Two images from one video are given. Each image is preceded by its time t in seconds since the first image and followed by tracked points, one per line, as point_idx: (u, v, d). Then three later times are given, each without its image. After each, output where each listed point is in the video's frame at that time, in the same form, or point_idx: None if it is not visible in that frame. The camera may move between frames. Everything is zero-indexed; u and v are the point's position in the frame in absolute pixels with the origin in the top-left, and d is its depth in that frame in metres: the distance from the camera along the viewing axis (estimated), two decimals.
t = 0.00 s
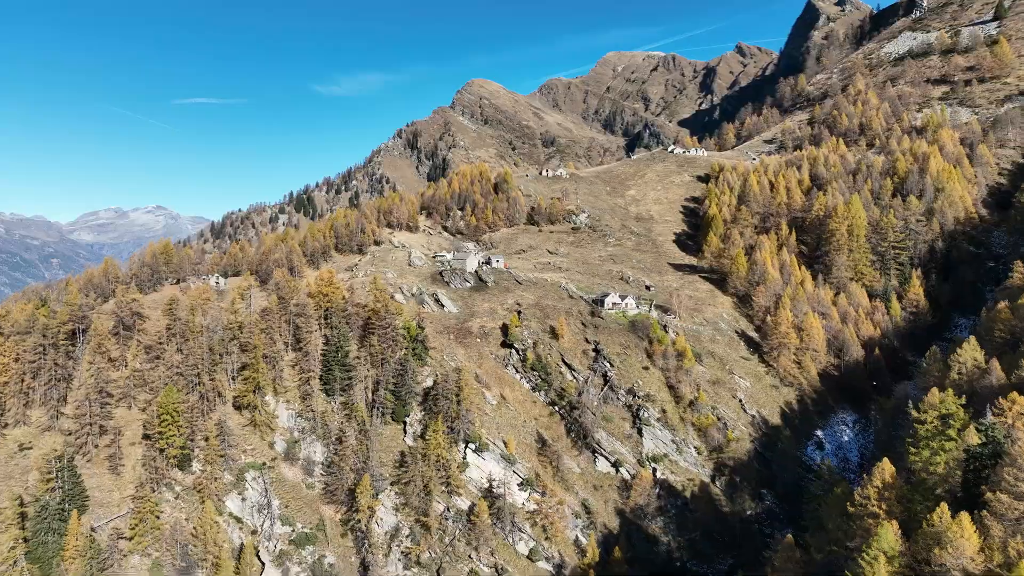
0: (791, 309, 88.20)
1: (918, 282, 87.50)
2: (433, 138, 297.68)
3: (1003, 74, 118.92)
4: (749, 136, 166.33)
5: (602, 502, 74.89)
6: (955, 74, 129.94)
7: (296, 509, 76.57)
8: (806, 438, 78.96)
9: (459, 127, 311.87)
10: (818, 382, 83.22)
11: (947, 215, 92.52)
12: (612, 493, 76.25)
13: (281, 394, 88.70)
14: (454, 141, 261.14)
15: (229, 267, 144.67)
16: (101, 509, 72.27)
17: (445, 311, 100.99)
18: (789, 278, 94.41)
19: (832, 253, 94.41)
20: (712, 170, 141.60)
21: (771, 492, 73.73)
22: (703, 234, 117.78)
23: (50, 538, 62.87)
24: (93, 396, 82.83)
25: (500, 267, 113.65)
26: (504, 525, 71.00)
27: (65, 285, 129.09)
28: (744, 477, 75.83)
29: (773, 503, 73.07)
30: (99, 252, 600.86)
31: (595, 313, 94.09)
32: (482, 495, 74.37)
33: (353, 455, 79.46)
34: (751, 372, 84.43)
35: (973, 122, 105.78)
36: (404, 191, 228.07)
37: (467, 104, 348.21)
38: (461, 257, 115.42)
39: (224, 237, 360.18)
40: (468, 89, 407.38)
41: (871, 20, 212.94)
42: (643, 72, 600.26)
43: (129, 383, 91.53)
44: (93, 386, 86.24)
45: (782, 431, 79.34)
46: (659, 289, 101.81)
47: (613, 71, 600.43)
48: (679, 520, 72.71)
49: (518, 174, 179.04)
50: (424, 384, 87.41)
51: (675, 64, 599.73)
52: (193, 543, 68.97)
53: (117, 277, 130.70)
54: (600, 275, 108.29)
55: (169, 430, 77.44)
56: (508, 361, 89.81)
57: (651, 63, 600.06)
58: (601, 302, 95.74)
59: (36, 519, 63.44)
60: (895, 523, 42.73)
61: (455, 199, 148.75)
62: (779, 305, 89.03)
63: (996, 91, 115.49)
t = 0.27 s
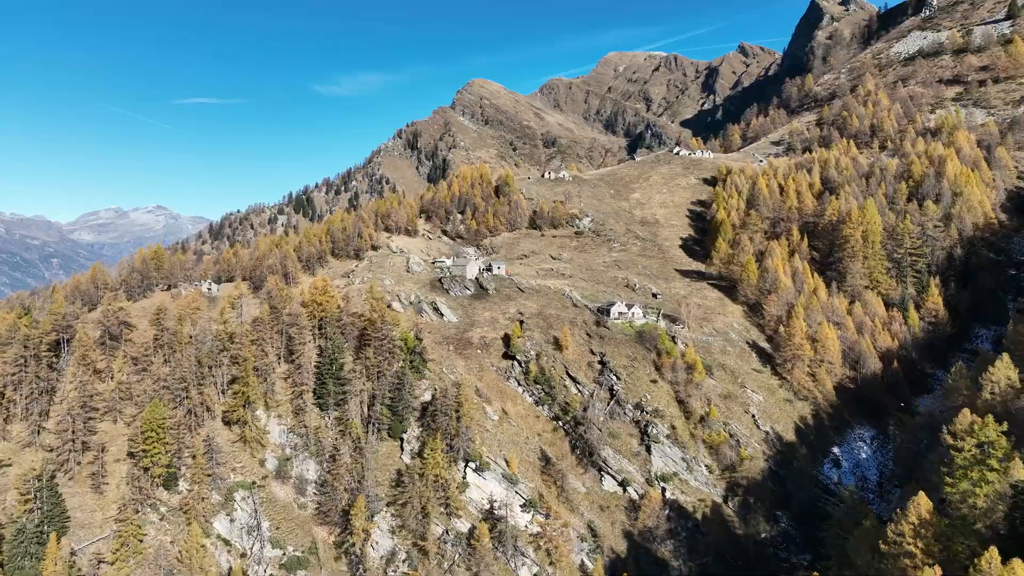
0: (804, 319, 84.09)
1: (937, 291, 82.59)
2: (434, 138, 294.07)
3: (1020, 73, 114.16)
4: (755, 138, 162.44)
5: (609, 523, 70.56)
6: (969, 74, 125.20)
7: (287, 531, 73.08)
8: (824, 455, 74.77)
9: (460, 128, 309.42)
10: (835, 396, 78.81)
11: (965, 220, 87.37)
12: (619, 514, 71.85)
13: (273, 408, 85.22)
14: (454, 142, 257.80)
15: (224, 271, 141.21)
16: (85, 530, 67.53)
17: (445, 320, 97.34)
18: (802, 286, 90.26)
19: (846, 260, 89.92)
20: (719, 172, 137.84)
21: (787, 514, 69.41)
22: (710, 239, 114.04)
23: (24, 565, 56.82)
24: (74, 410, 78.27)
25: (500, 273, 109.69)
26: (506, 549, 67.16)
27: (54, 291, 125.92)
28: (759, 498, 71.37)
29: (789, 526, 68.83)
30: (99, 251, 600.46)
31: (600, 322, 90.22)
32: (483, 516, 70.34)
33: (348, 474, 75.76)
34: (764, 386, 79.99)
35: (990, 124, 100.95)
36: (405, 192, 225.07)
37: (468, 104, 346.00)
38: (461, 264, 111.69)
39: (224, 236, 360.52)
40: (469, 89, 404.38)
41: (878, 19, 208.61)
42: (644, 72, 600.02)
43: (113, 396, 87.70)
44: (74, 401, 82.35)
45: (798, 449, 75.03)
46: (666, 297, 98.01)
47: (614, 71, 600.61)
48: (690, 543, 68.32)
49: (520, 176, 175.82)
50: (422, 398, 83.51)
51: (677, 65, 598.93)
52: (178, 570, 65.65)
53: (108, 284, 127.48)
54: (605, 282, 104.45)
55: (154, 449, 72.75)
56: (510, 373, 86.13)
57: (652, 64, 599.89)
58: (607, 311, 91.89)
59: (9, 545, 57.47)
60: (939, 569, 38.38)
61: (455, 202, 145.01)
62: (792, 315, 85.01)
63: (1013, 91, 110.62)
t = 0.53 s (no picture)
0: (817, 329, 80.06)
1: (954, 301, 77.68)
2: (433, 138, 290.30)
3: None
4: (761, 139, 158.74)
5: (614, 545, 66.40)
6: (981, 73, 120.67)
7: (277, 554, 69.22)
8: (839, 473, 70.41)
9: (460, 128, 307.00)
10: (849, 410, 74.52)
11: (983, 226, 82.70)
12: (626, 536, 67.59)
13: (262, 423, 81.60)
14: (454, 143, 254.67)
15: (217, 278, 138.10)
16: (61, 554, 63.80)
17: (443, 330, 93.91)
18: (813, 294, 86.27)
19: (859, 267, 85.54)
20: (725, 175, 134.22)
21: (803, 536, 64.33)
22: (717, 245, 110.38)
23: None
24: (52, 426, 74.09)
25: (499, 280, 105.80)
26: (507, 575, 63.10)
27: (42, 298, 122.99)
28: (773, 519, 66.41)
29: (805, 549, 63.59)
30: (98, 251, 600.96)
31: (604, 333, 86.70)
32: (482, 539, 66.47)
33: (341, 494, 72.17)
34: (775, 400, 75.82)
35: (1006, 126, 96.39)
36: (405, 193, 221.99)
37: (468, 104, 343.50)
38: (460, 270, 107.94)
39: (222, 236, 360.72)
40: (469, 89, 401.38)
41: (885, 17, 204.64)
42: (644, 72, 600.48)
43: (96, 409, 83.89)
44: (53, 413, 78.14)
45: (812, 467, 70.52)
46: (672, 305, 94.48)
47: (614, 70, 600.62)
48: (701, 566, 63.36)
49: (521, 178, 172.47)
50: (419, 413, 79.78)
51: (677, 65, 596.88)
52: None
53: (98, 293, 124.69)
54: (608, 289, 100.74)
55: (136, 468, 68.66)
56: (510, 387, 82.82)
57: (652, 63, 600.59)
58: (611, 320, 88.19)
59: None
60: None
61: (454, 205, 141.50)
62: (804, 325, 81.14)
63: None
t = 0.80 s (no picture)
0: (821, 339, 76.65)
1: (963, 310, 74.33)
2: (425, 138, 286.21)
3: None
4: (758, 140, 155.74)
5: (613, 569, 62.21)
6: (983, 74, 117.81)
7: None
8: (846, 491, 66.16)
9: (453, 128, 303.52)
10: (855, 424, 70.61)
11: (991, 232, 79.55)
12: (625, 559, 63.41)
13: (242, 440, 77.32)
14: (446, 143, 251.07)
15: (200, 283, 133.70)
16: None
17: (434, 339, 90.12)
18: (816, 302, 82.91)
19: (864, 274, 82.12)
20: (723, 178, 131.08)
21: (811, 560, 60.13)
22: (717, 250, 107.08)
23: None
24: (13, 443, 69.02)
25: (491, 287, 101.90)
26: None
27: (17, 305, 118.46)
28: (778, 542, 62.30)
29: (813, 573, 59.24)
30: (87, 251, 600.75)
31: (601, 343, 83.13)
32: (473, 565, 62.38)
33: (325, 515, 68.03)
34: (780, 414, 72.16)
35: (1012, 128, 93.25)
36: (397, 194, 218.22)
37: (461, 104, 340.28)
38: (450, 277, 104.03)
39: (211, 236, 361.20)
40: (462, 89, 397.83)
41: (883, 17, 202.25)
42: (638, 72, 600.57)
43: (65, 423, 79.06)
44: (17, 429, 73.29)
45: (819, 486, 66.53)
46: (671, 313, 91.11)
47: (608, 70, 600.59)
48: None
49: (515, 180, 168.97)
50: (407, 429, 75.91)
51: (671, 65, 596.41)
52: None
53: (76, 301, 120.51)
54: (605, 297, 97.18)
55: (105, 489, 64.32)
56: (503, 400, 79.19)
57: (646, 63, 600.44)
58: (608, 329, 84.51)
59: None
60: None
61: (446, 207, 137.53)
62: (808, 335, 77.78)
63: None
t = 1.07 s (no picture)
0: (820, 349, 73.93)
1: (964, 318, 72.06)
2: (411, 137, 281.69)
3: None
4: (749, 142, 153.66)
5: None
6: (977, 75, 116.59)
7: None
8: (847, 508, 63.36)
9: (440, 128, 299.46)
10: (855, 437, 67.96)
11: (992, 236, 77.46)
12: None
13: (213, 457, 72.62)
14: (433, 142, 247.06)
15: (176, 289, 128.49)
16: None
17: (418, 349, 86.25)
18: (814, 309, 80.24)
19: (862, 281, 79.60)
20: (715, 180, 128.57)
21: None
22: (710, 254, 104.26)
23: None
24: None
25: (478, 293, 98.15)
26: None
27: None
28: (779, 564, 59.11)
29: None
30: (69, 251, 601.01)
31: (591, 352, 79.40)
32: None
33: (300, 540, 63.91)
34: (778, 427, 69.18)
35: (1009, 130, 91.47)
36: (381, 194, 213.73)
37: (448, 104, 336.28)
38: (435, 283, 100.19)
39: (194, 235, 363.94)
40: (449, 88, 393.54)
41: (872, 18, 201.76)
42: (625, 73, 600.69)
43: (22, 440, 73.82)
44: None
45: (821, 503, 63.24)
46: (664, 320, 88.01)
47: (595, 70, 600.52)
48: None
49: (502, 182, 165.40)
50: (388, 446, 72.15)
51: (659, 65, 596.91)
52: None
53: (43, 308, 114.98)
54: (595, 303, 93.89)
55: (64, 513, 59.10)
56: (490, 414, 75.49)
57: (634, 63, 600.61)
58: (600, 338, 80.91)
59: None
60: None
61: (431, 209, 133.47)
62: (806, 344, 74.94)
63: None
